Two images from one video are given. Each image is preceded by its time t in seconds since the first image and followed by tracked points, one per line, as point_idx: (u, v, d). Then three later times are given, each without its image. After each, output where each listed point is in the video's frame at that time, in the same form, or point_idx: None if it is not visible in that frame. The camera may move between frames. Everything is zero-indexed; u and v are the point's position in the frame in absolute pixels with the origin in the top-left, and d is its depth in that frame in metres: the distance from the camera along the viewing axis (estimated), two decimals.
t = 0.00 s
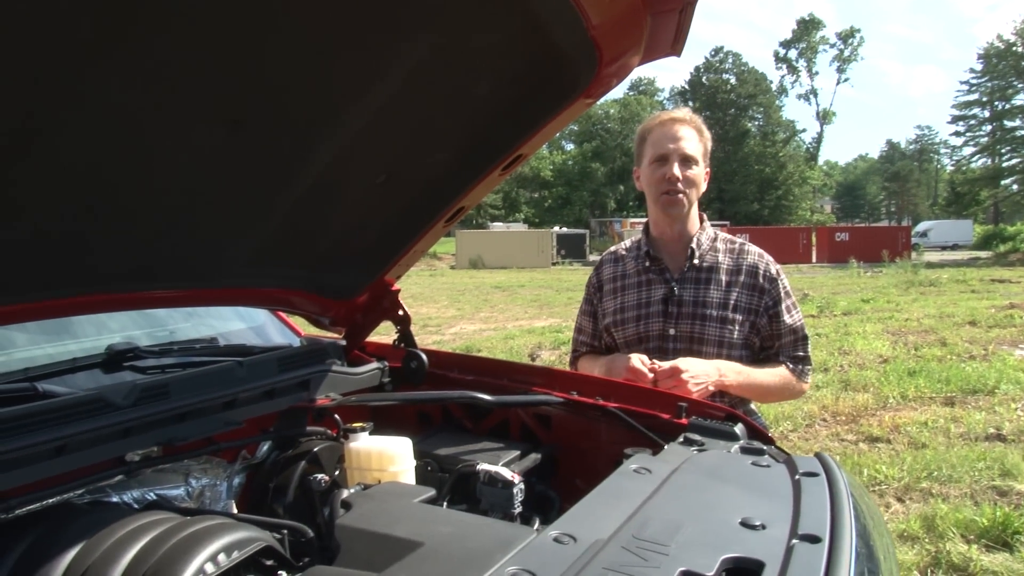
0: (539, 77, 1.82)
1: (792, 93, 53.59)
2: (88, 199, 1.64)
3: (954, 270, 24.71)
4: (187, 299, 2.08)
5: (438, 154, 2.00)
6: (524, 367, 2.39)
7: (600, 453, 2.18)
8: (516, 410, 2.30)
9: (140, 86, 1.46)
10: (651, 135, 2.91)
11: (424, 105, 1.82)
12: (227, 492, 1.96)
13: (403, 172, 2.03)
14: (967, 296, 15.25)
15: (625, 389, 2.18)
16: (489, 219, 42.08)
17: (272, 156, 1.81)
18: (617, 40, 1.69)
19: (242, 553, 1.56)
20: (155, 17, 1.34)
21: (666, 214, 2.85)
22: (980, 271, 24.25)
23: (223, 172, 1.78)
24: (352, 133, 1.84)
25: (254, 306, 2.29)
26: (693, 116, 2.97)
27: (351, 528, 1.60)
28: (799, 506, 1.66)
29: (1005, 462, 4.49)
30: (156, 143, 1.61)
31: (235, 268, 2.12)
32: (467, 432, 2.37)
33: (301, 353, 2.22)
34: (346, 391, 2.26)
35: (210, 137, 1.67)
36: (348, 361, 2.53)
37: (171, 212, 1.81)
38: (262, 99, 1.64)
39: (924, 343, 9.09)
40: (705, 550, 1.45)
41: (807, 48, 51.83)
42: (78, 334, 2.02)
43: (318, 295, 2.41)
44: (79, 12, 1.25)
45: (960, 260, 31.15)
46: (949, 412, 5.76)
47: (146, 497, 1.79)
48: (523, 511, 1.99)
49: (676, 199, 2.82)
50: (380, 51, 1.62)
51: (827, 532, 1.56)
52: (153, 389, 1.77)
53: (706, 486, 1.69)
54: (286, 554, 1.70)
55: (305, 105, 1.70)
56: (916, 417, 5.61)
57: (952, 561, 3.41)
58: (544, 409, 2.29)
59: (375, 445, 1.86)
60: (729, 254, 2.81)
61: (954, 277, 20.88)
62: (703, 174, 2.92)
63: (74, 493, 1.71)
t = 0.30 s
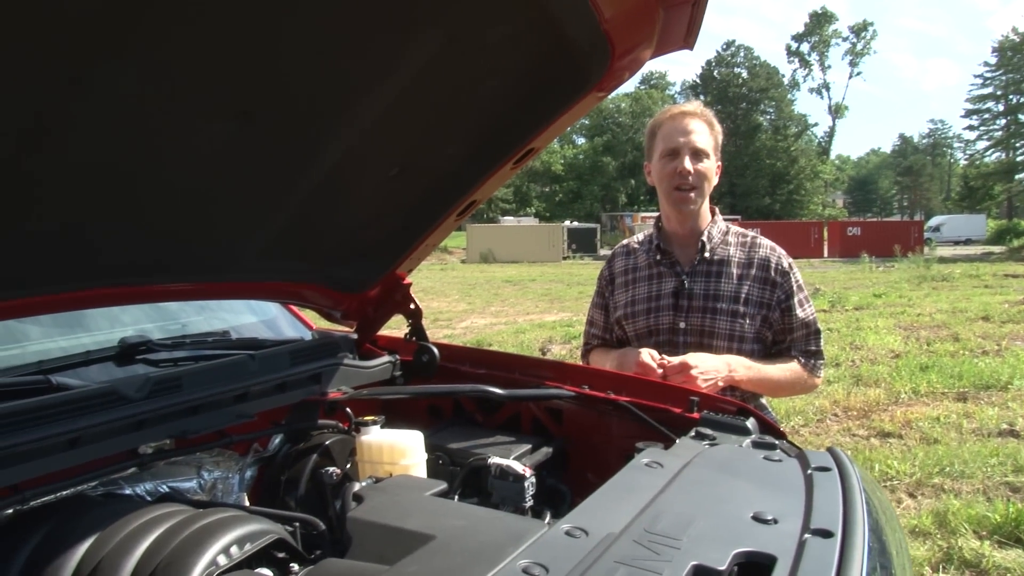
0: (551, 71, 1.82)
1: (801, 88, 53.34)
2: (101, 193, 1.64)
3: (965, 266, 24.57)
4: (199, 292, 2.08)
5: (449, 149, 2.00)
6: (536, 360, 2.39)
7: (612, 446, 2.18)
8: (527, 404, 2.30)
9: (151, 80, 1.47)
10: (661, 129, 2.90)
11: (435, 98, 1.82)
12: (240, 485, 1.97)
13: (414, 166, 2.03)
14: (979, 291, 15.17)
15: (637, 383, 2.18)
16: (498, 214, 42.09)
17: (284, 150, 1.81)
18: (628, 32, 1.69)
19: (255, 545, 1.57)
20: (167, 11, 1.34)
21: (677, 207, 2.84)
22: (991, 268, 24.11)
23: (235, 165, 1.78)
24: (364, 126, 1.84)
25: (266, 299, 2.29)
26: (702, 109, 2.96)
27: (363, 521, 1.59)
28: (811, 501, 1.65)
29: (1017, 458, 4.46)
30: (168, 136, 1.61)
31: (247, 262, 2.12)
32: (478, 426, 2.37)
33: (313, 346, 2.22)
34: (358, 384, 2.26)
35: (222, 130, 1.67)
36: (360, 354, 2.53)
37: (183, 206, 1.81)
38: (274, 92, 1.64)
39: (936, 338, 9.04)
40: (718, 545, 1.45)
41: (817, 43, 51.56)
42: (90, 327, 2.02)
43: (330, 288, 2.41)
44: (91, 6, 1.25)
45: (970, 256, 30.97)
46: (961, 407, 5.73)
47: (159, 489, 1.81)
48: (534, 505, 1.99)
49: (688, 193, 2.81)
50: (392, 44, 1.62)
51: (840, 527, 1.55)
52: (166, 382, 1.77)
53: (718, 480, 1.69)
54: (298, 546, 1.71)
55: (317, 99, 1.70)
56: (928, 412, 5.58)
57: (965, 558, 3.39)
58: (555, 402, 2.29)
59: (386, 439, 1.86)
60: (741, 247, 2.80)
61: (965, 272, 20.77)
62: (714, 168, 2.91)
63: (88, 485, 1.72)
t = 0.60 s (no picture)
0: (562, 62, 1.82)
1: (810, 82, 53.09)
2: (113, 185, 1.65)
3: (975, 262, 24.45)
4: (210, 284, 2.09)
5: (460, 141, 2.00)
6: (546, 353, 2.39)
7: (622, 440, 2.17)
8: (537, 397, 2.30)
9: (163, 73, 1.47)
10: (673, 120, 2.87)
11: (446, 90, 1.81)
12: (251, 477, 1.99)
13: (425, 158, 2.02)
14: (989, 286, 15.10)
15: (647, 376, 2.18)
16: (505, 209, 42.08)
17: (294, 143, 1.81)
18: (640, 24, 1.69)
19: (266, 536, 1.58)
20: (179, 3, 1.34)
21: (692, 196, 2.82)
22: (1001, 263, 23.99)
23: (246, 158, 1.78)
24: (375, 118, 1.83)
25: (276, 292, 2.30)
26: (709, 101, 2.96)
27: (374, 513, 1.60)
28: (822, 494, 1.65)
29: None
30: (179, 129, 1.62)
31: (257, 254, 2.12)
32: (488, 419, 2.38)
33: (323, 339, 2.22)
34: (368, 376, 2.26)
35: (233, 123, 1.67)
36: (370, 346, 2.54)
37: (195, 199, 1.82)
38: (285, 85, 1.64)
39: (948, 332, 9.00)
40: (729, 538, 1.44)
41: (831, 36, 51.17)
42: (102, 320, 2.03)
43: (340, 281, 2.41)
44: None
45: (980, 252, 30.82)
46: (972, 402, 5.71)
47: (171, 481, 1.83)
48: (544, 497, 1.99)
49: (704, 180, 2.79)
50: (403, 36, 1.61)
51: (851, 520, 1.55)
52: (177, 373, 1.78)
53: (730, 474, 1.68)
54: (309, 536, 1.72)
55: (328, 92, 1.70)
56: (939, 406, 5.57)
57: (976, 553, 3.38)
58: (565, 395, 2.29)
59: (397, 431, 1.87)
60: (752, 239, 2.80)
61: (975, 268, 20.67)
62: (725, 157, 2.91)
63: (99, 476, 1.74)
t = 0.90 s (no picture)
0: (574, 52, 1.81)
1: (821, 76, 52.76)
2: (125, 178, 1.65)
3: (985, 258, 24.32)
4: (222, 276, 2.09)
5: (472, 133, 1.99)
6: (556, 344, 2.38)
7: (634, 432, 2.18)
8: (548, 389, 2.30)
9: (175, 66, 1.47)
10: (669, 122, 2.86)
11: (458, 81, 1.81)
12: (262, 468, 2.02)
13: (437, 150, 2.02)
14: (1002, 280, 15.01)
15: (657, 367, 2.17)
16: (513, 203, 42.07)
17: (306, 135, 1.82)
18: (652, 15, 1.69)
19: (279, 527, 1.59)
20: None
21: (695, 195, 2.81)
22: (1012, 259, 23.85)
23: (258, 150, 1.78)
24: (387, 109, 1.83)
25: (288, 283, 2.30)
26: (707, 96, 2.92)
27: (385, 504, 1.60)
28: (834, 487, 1.64)
29: None
30: (193, 121, 1.62)
31: (269, 245, 2.13)
32: (500, 410, 2.38)
33: (334, 330, 2.22)
34: (380, 368, 2.26)
35: (245, 115, 1.68)
36: (383, 338, 2.55)
37: (207, 191, 1.82)
38: (298, 77, 1.64)
39: (960, 326, 8.96)
40: (741, 531, 1.44)
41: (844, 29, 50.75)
42: (115, 311, 2.04)
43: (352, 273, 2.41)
44: None
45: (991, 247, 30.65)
46: (985, 396, 5.68)
47: (183, 471, 1.85)
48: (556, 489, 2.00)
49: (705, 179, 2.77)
50: (415, 27, 1.61)
51: (864, 513, 1.54)
52: (189, 364, 1.78)
53: (742, 466, 1.68)
54: (321, 527, 1.73)
55: (340, 83, 1.70)
56: (951, 400, 5.54)
57: (988, 547, 3.37)
58: (576, 387, 2.29)
59: (408, 423, 1.87)
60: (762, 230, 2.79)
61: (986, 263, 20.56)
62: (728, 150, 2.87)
63: (113, 467, 1.75)
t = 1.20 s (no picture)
0: (585, 44, 1.81)
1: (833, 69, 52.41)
2: (137, 170, 1.66)
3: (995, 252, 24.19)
4: (232, 267, 2.10)
5: (483, 125, 1.99)
6: (567, 336, 2.38)
7: (645, 424, 2.17)
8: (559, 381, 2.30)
9: (187, 58, 1.47)
10: (669, 118, 2.90)
11: (468, 73, 1.81)
12: (273, 459, 2.02)
13: (447, 142, 2.02)
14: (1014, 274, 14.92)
15: (668, 359, 2.17)
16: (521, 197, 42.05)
17: (317, 127, 1.82)
18: (664, 8, 1.68)
19: (290, 518, 1.60)
20: None
21: (696, 190, 2.84)
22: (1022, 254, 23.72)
23: (269, 142, 1.79)
24: (397, 102, 1.83)
25: (299, 275, 2.31)
26: (709, 90, 2.94)
27: (396, 495, 1.60)
28: (846, 480, 1.64)
29: None
30: (204, 113, 1.62)
31: (280, 237, 2.13)
32: (510, 402, 2.38)
33: (345, 322, 2.22)
34: (390, 359, 2.26)
35: (256, 107, 1.68)
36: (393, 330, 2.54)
37: (218, 183, 1.83)
38: (308, 69, 1.64)
39: (972, 319, 8.92)
40: (752, 523, 1.44)
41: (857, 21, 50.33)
42: (127, 303, 2.05)
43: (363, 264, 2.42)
44: None
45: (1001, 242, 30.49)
46: (996, 390, 5.66)
47: (194, 463, 1.85)
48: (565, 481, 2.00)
49: (705, 173, 2.79)
50: (425, 19, 1.61)
51: (875, 506, 1.54)
52: (200, 355, 1.79)
53: (753, 459, 1.68)
54: (331, 518, 1.73)
55: (350, 76, 1.70)
56: (962, 394, 5.52)
57: (999, 541, 3.36)
58: (587, 379, 2.29)
59: (419, 414, 1.87)
60: (770, 222, 2.78)
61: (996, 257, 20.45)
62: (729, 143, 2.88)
63: (124, 457, 1.76)
